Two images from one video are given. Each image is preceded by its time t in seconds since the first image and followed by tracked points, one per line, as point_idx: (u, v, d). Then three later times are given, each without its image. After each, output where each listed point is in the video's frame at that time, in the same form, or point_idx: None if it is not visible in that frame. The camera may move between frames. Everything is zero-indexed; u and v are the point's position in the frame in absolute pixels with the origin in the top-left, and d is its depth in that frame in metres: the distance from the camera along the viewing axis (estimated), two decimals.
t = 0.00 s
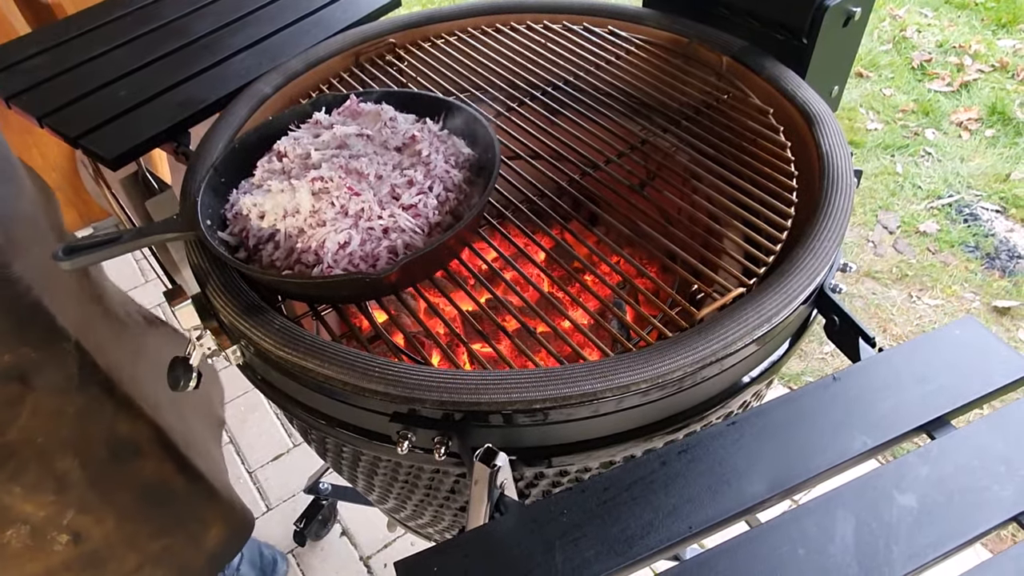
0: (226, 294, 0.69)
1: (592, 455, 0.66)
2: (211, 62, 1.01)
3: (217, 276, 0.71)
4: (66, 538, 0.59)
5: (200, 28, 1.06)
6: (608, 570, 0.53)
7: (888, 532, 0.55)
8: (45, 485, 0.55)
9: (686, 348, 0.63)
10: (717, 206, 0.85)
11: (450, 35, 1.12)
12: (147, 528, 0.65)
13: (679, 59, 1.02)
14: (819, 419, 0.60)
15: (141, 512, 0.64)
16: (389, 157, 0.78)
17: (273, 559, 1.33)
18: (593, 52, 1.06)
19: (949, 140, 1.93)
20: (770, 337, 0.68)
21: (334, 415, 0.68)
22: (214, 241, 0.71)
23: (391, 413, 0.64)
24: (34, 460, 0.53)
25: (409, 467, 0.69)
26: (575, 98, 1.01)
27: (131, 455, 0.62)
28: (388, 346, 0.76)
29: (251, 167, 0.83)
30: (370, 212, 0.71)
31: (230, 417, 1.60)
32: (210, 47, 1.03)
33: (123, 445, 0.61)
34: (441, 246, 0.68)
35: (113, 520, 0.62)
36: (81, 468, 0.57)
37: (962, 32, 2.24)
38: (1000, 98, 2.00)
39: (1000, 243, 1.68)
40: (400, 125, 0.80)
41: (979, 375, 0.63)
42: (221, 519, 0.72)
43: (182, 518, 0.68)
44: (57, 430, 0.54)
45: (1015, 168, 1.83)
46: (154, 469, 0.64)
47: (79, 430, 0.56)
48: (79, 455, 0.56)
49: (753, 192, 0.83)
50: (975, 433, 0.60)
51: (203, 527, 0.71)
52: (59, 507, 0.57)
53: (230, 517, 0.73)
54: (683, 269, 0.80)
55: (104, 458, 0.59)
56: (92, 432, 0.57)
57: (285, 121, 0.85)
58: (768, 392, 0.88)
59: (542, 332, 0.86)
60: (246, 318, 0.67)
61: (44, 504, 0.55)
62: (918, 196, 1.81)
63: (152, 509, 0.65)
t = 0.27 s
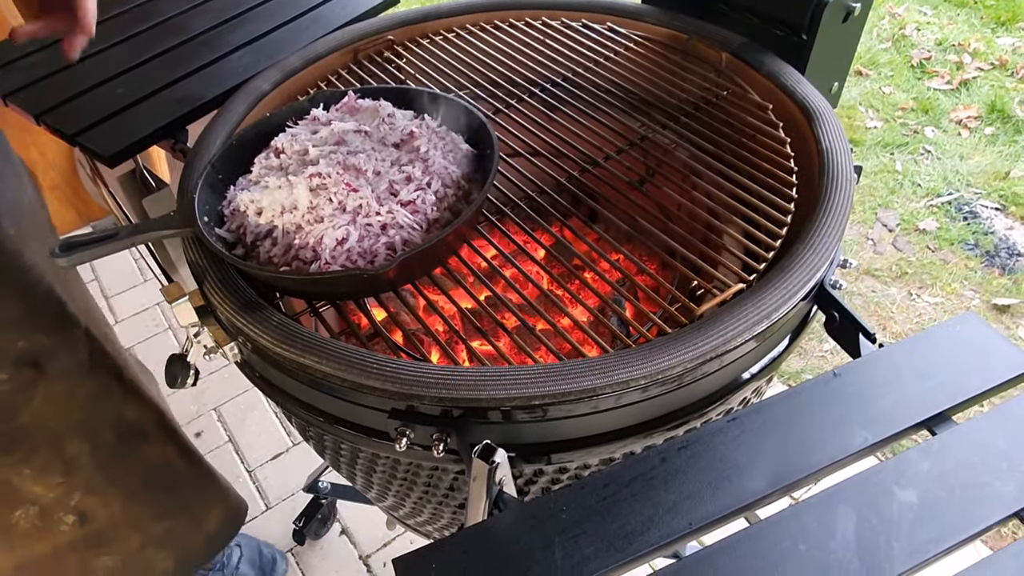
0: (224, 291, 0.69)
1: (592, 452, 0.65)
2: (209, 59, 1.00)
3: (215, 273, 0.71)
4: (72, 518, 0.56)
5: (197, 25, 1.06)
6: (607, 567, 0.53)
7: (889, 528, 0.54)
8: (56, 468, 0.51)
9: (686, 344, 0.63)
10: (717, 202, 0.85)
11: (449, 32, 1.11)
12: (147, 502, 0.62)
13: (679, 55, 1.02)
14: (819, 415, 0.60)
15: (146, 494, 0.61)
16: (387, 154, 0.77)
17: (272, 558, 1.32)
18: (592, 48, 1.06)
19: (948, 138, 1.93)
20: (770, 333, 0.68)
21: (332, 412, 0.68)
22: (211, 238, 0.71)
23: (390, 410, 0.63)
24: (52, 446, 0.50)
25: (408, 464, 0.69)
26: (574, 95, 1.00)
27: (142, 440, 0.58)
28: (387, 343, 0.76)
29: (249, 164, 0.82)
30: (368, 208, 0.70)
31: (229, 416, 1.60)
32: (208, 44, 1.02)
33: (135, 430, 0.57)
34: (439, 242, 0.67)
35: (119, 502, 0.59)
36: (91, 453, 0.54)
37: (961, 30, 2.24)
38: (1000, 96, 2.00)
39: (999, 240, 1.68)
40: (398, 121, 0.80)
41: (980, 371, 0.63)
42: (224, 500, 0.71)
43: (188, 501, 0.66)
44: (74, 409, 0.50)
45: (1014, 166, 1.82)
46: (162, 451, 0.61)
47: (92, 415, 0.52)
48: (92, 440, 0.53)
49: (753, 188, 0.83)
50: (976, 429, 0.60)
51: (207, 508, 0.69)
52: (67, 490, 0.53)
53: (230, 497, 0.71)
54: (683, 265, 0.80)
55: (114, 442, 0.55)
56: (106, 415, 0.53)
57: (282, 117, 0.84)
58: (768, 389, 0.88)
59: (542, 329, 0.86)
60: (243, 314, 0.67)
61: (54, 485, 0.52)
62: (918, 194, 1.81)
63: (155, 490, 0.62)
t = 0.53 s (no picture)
0: (222, 292, 0.69)
1: (592, 454, 0.65)
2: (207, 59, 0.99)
3: (213, 274, 0.70)
4: (94, 510, 0.56)
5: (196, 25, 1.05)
6: (608, 570, 0.52)
7: (891, 530, 0.54)
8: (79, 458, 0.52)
9: (686, 345, 0.63)
10: (717, 202, 0.84)
11: (448, 32, 1.11)
12: (172, 504, 0.64)
13: (679, 55, 1.02)
14: (821, 417, 0.60)
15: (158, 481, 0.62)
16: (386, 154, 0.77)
17: (272, 559, 1.32)
18: (592, 48, 1.06)
19: (949, 137, 1.93)
20: (771, 334, 0.67)
21: (332, 414, 0.67)
22: (210, 239, 0.70)
23: (389, 412, 0.63)
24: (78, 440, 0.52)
25: (408, 467, 0.69)
26: (574, 95, 1.00)
27: (155, 427, 0.60)
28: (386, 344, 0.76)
29: (247, 165, 0.82)
30: (368, 209, 0.70)
31: (229, 416, 1.60)
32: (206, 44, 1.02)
33: (148, 419, 0.59)
34: (438, 243, 0.67)
35: (135, 493, 0.59)
36: (110, 438, 0.55)
37: (961, 29, 2.24)
38: (1000, 95, 2.00)
39: (1000, 240, 1.67)
40: (397, 122, 0.80)
41: (982, 373, 0.62)
42: (228, 495, 0.70)
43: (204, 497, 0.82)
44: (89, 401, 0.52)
45: (1015, 166, 1.82)
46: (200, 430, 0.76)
47: (109, 398, 0.54)
48: (109, 425, 0.54)
49: (754, 188, 0.82)
50: (979, 431, 0.59)
51: (218, 498, 0.69)
52: (90, 480, 0.54)
53: (235, 488, 0.71)
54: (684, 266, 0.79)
55: (128, 428, 0.56)
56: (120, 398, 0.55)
57: (281, 118, 0.84)
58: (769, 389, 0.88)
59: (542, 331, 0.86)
60: (242, 316, 0.67)
61: (76, 477, 0.53)
62: (918, 194, 1.80)
63: (167, 475, 0.62)
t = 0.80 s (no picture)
0: (232, 299, 0.69)
1: (598, 460, 0.66)
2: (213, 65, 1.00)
3: (223, 281, 0.71)
4: (116, 506, 0.74)
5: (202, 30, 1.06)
6: None
7: (896, 537, 0.55)
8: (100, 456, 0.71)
9: (692, 353, 0.63)
10: (721, 209, 0.85)
11: (453, 38, 1.11)
12: (191, 498, 0.81)
13: (683, 61, 1.02)
14: (826, 425, 0.60)
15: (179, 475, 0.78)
16: (394, 162, 0.77)
17: (276, 561, 1.33)
18: (596, 54, 1.06)
19: (950, 139, 1.93)
20: (775, 342, 0.68)
21: (340, 419, 0.68)
22: (219, 246, 0.71)
23: (397, 418, 0.64)
24: (99, 434, 0.70)
25: (415, 472, 0.69)
26: (579, 101, 1.01)
27: (175, 422, 0.76)
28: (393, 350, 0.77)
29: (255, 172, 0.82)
30: (376, 217, 0.71)
31: (233, 418, 1.60)
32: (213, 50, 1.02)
33: (167, 414, 0.76)
34: (446, 251, 0.68)
35: (157, 488, 0.77)
36: (132, 435, 0.72)
37: (962, 31, 2.24)
38: (1001, 97, 2.00)
39: (1001, 243, 1.68)
40: (404, 129, 0.80)
41: (987, 380, 0.63)
42: (245, 482, 0.85)
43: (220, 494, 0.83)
44: (110, 398, 0.69)
45: (1016, 168, 1.83)
46: (193, 432, 0.79)
47: (129, 396, 0.71)
48: (131, 423, 0.72)
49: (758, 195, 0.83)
50: (983, 438, 0.60)
51: (231, 489, 0.84)
52: (112, 477, 0.73)
53: (251, 480, 0.86)
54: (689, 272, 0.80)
55: (151, 424, 0.74)
56: (141, 400, 0.72)
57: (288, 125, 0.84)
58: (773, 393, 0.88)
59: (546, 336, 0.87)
60: (251, 323, 0.67)
61: (99, 472, 0.71)
62: (920, 196, 1.81)
63: (189, 472, 0.79)
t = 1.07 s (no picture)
0: (251, 317, 0.72)
1: (605, 473, 0.68)
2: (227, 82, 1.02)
3: (242, 299, 0.73)
4: (137, 510, 0.76)
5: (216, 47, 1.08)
6: None
7: (892, 550, 0.57)
8: (123, 462, 0.73)
9: (696, 371, 0.66)
10: (723, 228, 0.88)
11: (461, 57, 1.14)
12: (211, 500, 0.80)
13: (686, 81, 1.05)
14: (826, 441, 0.63)
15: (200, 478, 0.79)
16: (406, 183, 0.80)
17: (284, 568, 1.34)
18: (601, 74, 1.09)
19: (949, 149, 1.96)
20: (776, 360, 0.71)
21: (355, 433, 0.70)
22: (238, 265, 0.73)
23: (412, 433, 0.66)
24: (124, 439, 0.72)
25: (427, 484, 0.71)
26: (584, 120, 1.04)
27: (196, 429, 0.78)
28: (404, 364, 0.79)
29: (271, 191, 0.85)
30: (390, 238, 0.74)
31: (240, 425, 1.63)
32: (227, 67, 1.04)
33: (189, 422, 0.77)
34: (458, 271, 0.70)
35: (178, 492, 0.78)
36: (155, 442, 0.75)
37: (961, 40, 2.27)
38: (1000, 106, 2.03)
39: (1000, 252, 1.71)
40: (417, 150, 0.83)
41: (980, 397, 0.65)
42: (263, 489, 0.85)
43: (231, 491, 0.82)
44: (135, 407, 0.72)
45: (1015, 178, 1.85)
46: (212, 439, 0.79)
47: (152, 406, 0.73)
48: (153, 430, 0.74)
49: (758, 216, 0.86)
50: (977, 453, 0.62)
51: (248, 493, 0.84)
52: (134, 482, 0.74)
53: (268, 486, 0.85)
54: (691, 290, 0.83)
55: (171, 431, 0.76)
56: (162, 406, 0.74)
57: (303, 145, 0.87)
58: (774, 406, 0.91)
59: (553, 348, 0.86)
60: (270, 340, 0.70)
61: (121, 478, 0.73)
62: (919, 205, 1.83)
63: (209, 476, 0.79)
